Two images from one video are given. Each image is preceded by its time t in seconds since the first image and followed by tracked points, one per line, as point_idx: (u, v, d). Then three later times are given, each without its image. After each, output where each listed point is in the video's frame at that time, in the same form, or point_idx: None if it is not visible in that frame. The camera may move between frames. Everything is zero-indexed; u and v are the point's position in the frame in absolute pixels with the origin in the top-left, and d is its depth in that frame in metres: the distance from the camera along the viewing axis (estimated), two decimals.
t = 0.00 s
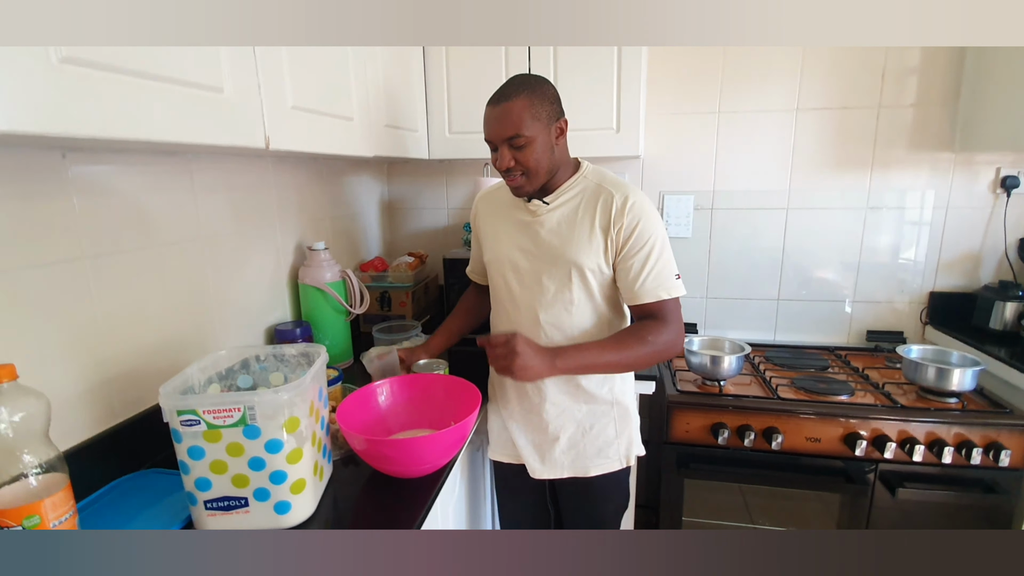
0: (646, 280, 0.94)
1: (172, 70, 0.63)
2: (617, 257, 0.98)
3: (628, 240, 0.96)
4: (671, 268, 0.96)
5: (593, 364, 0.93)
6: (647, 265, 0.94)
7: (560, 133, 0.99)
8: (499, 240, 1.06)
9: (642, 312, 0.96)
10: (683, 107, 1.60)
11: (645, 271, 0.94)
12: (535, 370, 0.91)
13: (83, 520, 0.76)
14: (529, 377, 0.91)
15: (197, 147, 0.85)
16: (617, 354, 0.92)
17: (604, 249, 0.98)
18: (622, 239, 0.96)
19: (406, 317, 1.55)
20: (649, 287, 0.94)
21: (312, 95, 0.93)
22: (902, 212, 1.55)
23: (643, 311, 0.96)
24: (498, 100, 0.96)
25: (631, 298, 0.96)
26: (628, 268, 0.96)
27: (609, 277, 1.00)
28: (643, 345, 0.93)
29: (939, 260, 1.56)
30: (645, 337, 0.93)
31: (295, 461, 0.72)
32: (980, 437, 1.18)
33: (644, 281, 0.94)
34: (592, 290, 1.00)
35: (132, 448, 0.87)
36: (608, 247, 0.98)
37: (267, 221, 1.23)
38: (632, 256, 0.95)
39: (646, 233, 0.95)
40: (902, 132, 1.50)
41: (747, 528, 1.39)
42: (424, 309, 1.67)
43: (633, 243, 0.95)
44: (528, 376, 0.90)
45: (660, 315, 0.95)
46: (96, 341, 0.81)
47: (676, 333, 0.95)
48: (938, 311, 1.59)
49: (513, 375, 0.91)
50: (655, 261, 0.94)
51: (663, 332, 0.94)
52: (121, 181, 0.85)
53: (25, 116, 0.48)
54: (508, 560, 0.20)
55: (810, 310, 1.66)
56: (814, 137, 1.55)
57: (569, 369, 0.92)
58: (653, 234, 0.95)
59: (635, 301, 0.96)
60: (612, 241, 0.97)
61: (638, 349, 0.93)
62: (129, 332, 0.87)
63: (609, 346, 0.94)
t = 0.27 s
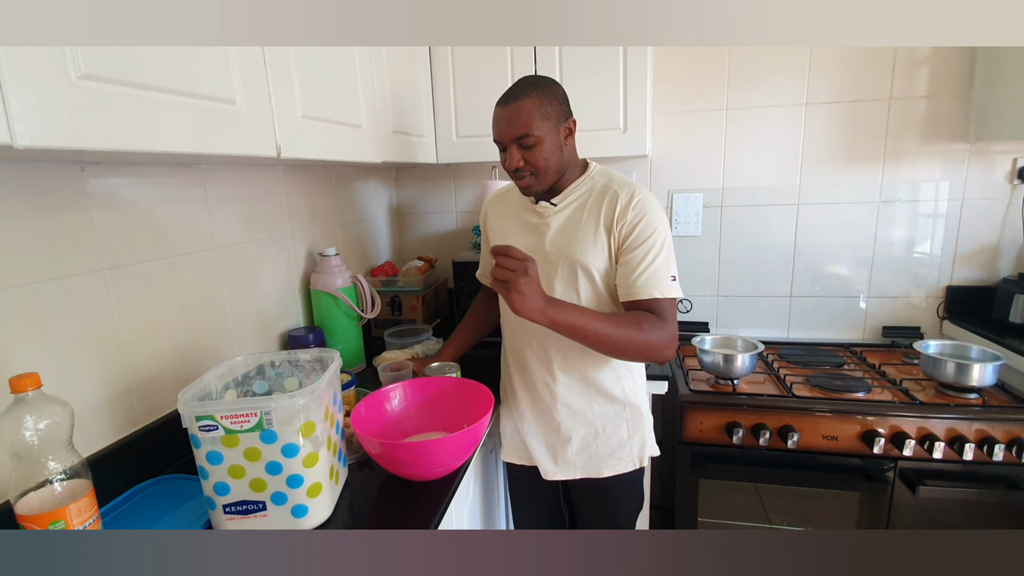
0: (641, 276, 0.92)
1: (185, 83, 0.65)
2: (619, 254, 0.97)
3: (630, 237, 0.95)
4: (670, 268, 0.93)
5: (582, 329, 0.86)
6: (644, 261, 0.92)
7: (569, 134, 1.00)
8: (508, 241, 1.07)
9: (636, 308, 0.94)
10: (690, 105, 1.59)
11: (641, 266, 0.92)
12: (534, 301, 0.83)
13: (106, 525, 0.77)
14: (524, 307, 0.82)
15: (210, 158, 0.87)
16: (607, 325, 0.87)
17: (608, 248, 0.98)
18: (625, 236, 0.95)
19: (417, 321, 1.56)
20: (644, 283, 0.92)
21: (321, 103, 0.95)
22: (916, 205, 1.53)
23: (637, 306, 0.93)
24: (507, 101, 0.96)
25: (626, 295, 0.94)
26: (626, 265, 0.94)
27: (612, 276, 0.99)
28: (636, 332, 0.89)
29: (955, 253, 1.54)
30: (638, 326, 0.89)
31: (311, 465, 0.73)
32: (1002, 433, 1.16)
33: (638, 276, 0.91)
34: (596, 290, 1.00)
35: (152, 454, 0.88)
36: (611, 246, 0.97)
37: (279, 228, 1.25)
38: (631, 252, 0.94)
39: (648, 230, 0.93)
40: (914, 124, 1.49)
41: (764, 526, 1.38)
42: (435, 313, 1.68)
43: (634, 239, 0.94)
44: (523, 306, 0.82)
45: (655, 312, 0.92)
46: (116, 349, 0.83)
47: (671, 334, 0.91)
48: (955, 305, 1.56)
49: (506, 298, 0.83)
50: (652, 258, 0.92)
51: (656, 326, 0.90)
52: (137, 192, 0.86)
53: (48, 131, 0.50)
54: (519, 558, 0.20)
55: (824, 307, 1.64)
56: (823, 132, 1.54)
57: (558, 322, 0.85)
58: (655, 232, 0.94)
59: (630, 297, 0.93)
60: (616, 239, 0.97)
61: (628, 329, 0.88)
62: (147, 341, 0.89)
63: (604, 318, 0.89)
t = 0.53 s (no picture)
0: (652, 281, 0.92)
1: (198, 90, 0.65)
2: (625, 259, 0.97)
3: (636, 242, 0.95)
4: (680, 269, 0.94)
5: (596, 358, 0.88)
6: (654, 265, 0.93)
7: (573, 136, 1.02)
8: (512, 246, 1.07)
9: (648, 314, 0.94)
10: (699, 107, 1.59)
11: (651, 272, 0.93)
12: (538, 366, 0.85)
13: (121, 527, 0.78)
14: (532, 372, 0.85)
15: (223, 163, 0.88)
16: (619, 350, 0.89)
17: (614, 252, 0.97)
18: (631, 241, 0.95)
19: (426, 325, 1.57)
20: (655, 288, 0.92)
21: (332, 109, 0.96)
22: (929, 207, 1.51)
23: (648, 312, 0.94)
24: (513, 102, 0.98)
25: (638, 300, 0.95)
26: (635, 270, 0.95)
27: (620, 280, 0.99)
28: (649, 342, 0.90)
29: (969, 255, 1.52)
30: (650, 335, 0.91)
31: (322, 468, 0.73)
32: (1020, 437, 1.14)
33: (649, 282, 0.92)
34: (604, 294, 1.00)
35: (165, 457, 0.89)
36: (617, 250, 0.97)
37: (289, 233, 1.26)
38: (639, 257, 0.94)
39: (654, 234, 0.93)
40: (926, 125, 1.47)
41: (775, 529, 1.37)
42: (443, 317, 1.69)
43: (641, 244, 0.94)
44: (530, 371, 0.85)
45: (667, 317, 0.93)
46: (129, 353, 0.84)
47: (685, 338, 0.92)
48: (970, 307, 1.54)
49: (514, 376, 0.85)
50: (661, 262, 0.92)
51: (667, 333, 0.91)
52: (151, 198, 0.88)
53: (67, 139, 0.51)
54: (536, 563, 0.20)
55: (835, 310, 1.63)
56: (833, 133, 1.53)
57: (572, 361, 0.87)
58: (662, 235, 0.94)
59: (641, 303, 0.94)
60: (622, 243, 0.96)
61: (642, 346, 0.90)
62: (160, 345, 0.90)
63: (613, 342, 0.90)
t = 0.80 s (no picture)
0: (664, 284, 0.94)
1: (200, 92, 0.65)
2: (629, 261, 0.97)
3: (639, 244, 0.95)
4: (688, 268, 0.95)
5: (628, 376, 0.91)
6: (664, 268, 0.94)
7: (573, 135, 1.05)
8: (511, 248, 1.07)
9: (663, 314, 0.96)
10: (699, 108, 1.59)
11: (662, 275, 0.94)
12: (577, 400, 0.86)
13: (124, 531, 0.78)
14: (573, 407, 0.86)
15: (225, 166, 0.88)
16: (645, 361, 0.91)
17: (615, 255, 0.97)
18: (633, 244, 0.95)
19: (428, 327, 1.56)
20: (668, 290, 0.94)
21: (334, 112, 0.96)
22: (932, 207, 1.51)
23: (663, 314, 0.96)
24: (518, 95, 1.00)
25: (651, 301, 0.97)
26: (645, 271, 0.96)
27: (623, 282, 1.00)
28: (671, 348, 0.92)
29: (973, 255, 1.52)
30: (670, 339, 0.93)
31: (324, 470, 0.73)
32: None
33: (662, 285, 0.94)
34: (605, 296, 1.00)
35: (168, 460, 0.89)
36: (619, 253, 0.97)
37: (291, 235, 1.26)
38: (646, 259, 0.95)
39: (657, 235, 0.94)
40: (927, 124, 1.47)
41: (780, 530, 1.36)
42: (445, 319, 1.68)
43: (646, 247, 0.94)
44: (571, 407, 0.86)
45: (682, 315, 0.95)
46: (132, 356, 0.84)
47: (701, 330, 0.95)
48: (974, 307, 1.54)
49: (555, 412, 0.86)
50: (669, 264, 0.93)
51: (686, 331, 0.93)
52: (154, 202, 0.88)
53: (70, 142, 0.51)
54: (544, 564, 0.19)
55: (838, 311, 1.62)
56: (835, 134, 1.52)
57: (608, 386, 0.90)
58: (665, 236, 0.94)
59: (655, 303, 0.96)
60: (624, 246, 0.96)
61: (665, 352, 0.92)
62: (163, 348, 0.90)
63: (637, 354, 0.92)
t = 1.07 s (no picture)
0: (674, 279, 0.94)
1: (196, 92, 0.65)
2: (639, 258, 0.98)
3: (650, 240, 0.95)
4: (695, 265, 0.96)
5: (648, 380, 0.92)
6: (674, 264, 0.94)
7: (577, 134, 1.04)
8: (516, 246, 1.05)
9: (669, 310, 0.97)
10: (699, 107, 1.58)
11: (672, 270, 0.95)
12: (602, 410, 0.89)
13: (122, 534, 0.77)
14: (600, 419, 0.89)
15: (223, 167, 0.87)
16: (661, 364, 0.92)
17: (626, 251, 0.97)
18: (644, 240, 0.96)
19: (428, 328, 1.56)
20: (678, 285, 0.94)
21: (332, 112, 0.95)
22: (933, 205, 1.50)
23: (671, 310, 0.96)
24: (524, 93, 0.99)
25: (660, 297, 0.97)
26: (654, 268, 0.96)
27: (632, 278, 1.00)
28: (681, 346, 0.93)
29: (975, 253, 1.51)
30: (680, 337, 0.94)
31: (323, 473, 0.72)
32: None
33: (672, 280, 0.94)
34: (615, 293, 0.99)
35: (167, 463, 0.89)
36: (630, 249, 0.97)
37: (290, 237, 1.25)
38: (656, 255, 0.95)
39: (667, 231, 0.95)
40: (928, 122, 1.46)
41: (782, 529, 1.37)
42: (445, 320, 1.68)
43: (656, 243, 0.95)
44: (597, 417, 0.88)
45: (689, 312, 0.96)
46: (130, 359, 0.83)
47: (708, 326, 0.96)
48: (976, 306, 1.53)
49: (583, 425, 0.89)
50: (680, 259, 0.94)
51: (694, 328, 0.95)
52: (152, 203, 0.87)
53: (65, 143, 0.50)
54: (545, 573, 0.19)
55: (839, 310, 1.62)
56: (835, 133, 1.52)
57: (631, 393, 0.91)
58: (674, 232, 0.95)
59: (664, 299, 0.97)
60: (634, 242, 0.97)
61: (677, 351, 0.93)
62: (161, 350, 0.89)
63: (652, 356, 0.93)
